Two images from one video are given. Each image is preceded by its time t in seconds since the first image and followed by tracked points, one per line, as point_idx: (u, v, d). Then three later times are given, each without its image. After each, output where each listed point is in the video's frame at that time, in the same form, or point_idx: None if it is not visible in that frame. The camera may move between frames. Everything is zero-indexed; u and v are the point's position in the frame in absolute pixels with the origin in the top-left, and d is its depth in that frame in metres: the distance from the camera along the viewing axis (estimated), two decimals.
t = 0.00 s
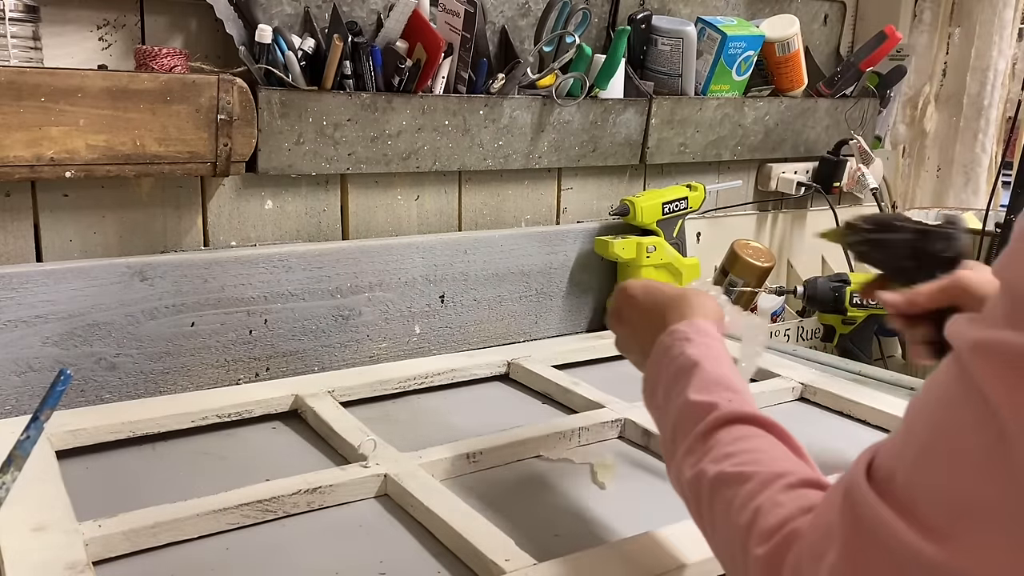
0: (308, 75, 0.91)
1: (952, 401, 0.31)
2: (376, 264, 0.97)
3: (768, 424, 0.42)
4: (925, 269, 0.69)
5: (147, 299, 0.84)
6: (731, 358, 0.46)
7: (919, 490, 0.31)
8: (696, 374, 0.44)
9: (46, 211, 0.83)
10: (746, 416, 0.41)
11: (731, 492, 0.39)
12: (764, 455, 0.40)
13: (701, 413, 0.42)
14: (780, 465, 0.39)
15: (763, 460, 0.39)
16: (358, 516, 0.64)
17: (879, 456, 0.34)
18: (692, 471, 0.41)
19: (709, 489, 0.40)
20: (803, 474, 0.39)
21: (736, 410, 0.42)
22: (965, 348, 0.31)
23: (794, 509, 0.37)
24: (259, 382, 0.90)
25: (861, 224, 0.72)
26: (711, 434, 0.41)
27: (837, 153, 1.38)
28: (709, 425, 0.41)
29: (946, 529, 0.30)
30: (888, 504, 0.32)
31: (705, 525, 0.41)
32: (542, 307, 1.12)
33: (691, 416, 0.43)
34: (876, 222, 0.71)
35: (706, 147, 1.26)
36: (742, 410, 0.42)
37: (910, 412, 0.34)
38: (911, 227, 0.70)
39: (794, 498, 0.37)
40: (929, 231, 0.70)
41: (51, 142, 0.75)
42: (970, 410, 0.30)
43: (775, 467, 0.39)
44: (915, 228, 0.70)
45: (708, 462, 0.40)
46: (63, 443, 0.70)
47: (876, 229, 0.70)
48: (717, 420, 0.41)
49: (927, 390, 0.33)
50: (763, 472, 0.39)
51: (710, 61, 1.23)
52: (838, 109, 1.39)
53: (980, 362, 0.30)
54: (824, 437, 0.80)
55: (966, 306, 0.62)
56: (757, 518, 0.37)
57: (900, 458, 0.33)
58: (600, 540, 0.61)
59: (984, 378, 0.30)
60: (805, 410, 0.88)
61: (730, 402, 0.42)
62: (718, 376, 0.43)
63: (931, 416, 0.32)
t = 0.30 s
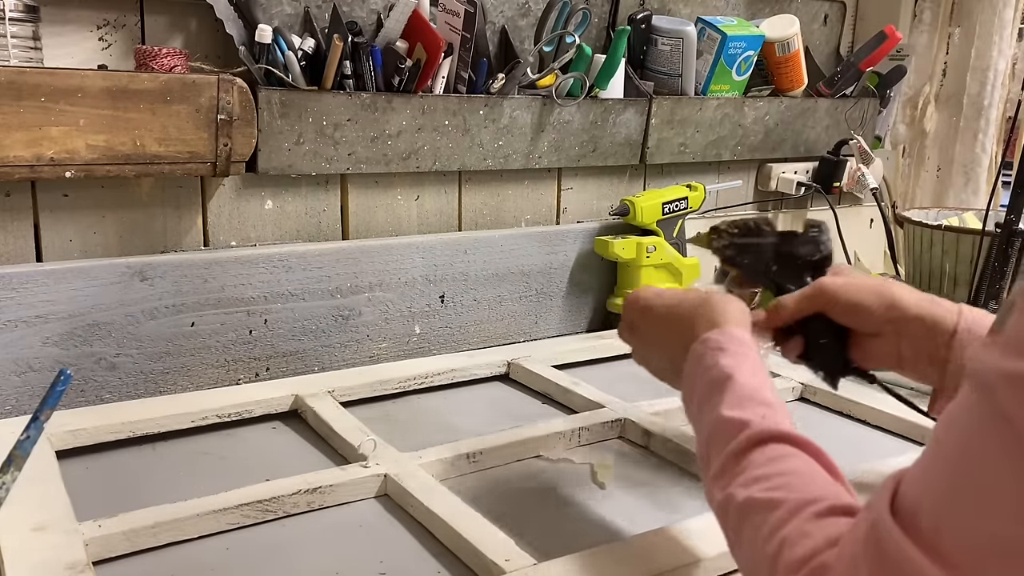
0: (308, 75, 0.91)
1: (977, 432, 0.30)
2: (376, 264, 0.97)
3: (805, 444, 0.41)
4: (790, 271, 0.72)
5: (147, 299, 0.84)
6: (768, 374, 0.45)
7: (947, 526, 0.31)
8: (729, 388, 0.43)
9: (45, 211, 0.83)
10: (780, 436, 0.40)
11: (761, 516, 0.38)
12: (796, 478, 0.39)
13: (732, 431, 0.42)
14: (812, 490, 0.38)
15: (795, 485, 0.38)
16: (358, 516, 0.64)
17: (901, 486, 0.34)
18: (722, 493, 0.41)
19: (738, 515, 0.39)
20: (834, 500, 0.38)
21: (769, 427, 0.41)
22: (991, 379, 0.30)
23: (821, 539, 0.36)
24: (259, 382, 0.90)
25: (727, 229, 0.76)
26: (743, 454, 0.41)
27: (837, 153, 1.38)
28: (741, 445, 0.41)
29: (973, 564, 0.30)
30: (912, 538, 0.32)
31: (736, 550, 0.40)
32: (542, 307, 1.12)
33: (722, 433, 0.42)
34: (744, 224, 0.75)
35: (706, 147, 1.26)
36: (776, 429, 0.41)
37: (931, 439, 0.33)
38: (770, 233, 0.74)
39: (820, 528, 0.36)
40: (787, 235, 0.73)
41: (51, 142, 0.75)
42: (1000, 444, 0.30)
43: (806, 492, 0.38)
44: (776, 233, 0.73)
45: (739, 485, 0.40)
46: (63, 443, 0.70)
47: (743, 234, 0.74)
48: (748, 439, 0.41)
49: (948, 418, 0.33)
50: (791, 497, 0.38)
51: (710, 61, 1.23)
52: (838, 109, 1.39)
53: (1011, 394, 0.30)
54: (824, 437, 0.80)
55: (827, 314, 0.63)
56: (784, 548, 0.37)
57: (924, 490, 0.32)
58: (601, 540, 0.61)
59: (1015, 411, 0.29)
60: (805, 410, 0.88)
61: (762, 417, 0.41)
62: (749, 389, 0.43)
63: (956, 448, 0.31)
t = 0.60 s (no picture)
0: (308, 75, 0.91)
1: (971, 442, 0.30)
2: (376, 264, 0.97)
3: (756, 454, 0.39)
4: (734, 311, 0.63)
5: (147, 299, 0.84)
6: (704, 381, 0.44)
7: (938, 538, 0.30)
8: (674, 401, 0.41)
9: (46, 211, 0.83)
10: (729, 448, 0.39)
11: (725, 538, 0.36)
12: (757, 492, 0.37)
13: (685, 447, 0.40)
14: (774, 505, 0.37)
15: (755, 500, 0.37)
16: (358, 516, 0.64)
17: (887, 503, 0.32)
18: (677, 514, 0.39)
19: (697, 536, 0.37)
20: (799, 515, 0.36)
21: (719, 441, 0.39)
22: (987, 389, 0.30)
23: (793, 558, 0.34)
24: (259, 382, 0.90)
25: (667, 270, 0.63)
26: (694, 471, 0.39)
27: (837, 153, 1.38)
28: (691, 462, 0.39)
29: None
30: (900, 554, 0.31)
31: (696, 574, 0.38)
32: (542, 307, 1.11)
33: (675, 449, 0.40)
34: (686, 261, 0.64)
35: (706, 147, 1.26)
36: (724, 442, 0.39)
37: (919, 451, 0.33)
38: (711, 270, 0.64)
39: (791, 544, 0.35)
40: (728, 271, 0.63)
41: (51, 142, 0.75)
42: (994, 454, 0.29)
43: (767, 507, 0.36)
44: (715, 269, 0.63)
45: (694, 505, 0.38)
46: (63, 443, 0.70)
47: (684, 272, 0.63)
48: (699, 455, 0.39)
49: (937, 430, 0.32)
50: (756, 514, 0.36)
51: (710, 61, 1.23)
52: (838, 109, 1.39)
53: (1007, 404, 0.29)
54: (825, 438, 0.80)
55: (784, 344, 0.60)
56: (754, 570, 0.35)
57: (914, 503, 0.31)
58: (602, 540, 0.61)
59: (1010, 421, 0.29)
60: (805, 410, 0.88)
61: (711, 431, 0.40)
62: (693, 403, 0.41)
63: (951, 458, 0.30)
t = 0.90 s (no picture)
0: (308, 75, 0.91)
1: (949, 450, 0.30)
2: (376, 264, 0.97)
3: (826, 448, 0.38)
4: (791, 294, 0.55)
5: (146, 299, 0.84)
6: (804, 363, 0.41)
7: (918, 544, 0.30)
8: (754, 380, 0.40)
9: (45, 211, 0.83)
10: (799, 438, 0.38)
11: (767, 526, 0.36)
12: (810, 488, 0.36)
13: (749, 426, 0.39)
14: (822, 503, 0.35)
15: (806, 494, 0.36)
16: (358, 516, 0.64)
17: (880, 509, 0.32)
18: (732, 497, 0.39)
19: (746, 519, 0.38)
20: (843, 514, 0.35)
21: (790, 430, 0.38)
22: (962, 397, 0.30)
23: (818, 560, 0.34)
24: (259, 382, 0.90)
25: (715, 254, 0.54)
26: (756, 456, 0.38)
27: (837, 152, 1.34)
28: (756, 443, 0.38)
29: None
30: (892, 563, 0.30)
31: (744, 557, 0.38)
32: (542, 307, 1.11)
33: (741, 427, 0.40)
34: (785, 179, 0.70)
35: (706, 147, 1.26)
36: (796, 432, 0.38)
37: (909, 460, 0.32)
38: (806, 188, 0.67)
39: (820, 545, 0.34)
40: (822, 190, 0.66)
41: (51, 142, 0.75)
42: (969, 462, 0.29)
43: (815, 504, 0.35)
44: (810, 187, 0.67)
45: (747, 491, 0.38)
46: (63, 443, 0.70)
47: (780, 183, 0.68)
48: (765, 441, 0.38)
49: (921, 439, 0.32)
50: (800, 512, 0.35)
51: (710, 61, 1.23)
52: (838, 109, 1.39)
53: (982, 412, 0.29)
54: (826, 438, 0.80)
55: (852, 273, 0.58)
56: (781, 566, 0.35)
57: (899, 510, 0.31)
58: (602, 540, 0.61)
59: (984, 429, 0.28)
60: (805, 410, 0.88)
61: (785, 416, 0.38)
62: (774, 385, 0.39)
63: (930, 465, 0.30)
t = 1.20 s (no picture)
0: (308, 75, 0.91)
1: (940, 419, 0.30)
2: (376, 264, 0.97)
3: (824, 413, 0.41)
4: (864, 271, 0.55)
5: (146, 299, 0.84)
6: (814, 339, 0.45)
7: (903, 506, 0.31)
8: (763, 352, 0.44)
9: (46, 210, 0.83)
10: (799, 402, 0.41)
11: (764, 483, 0.39)
12: (805, 449, 0.39)
13: (757, 393, 0.43)
14: (817, 464, 0.38)
15: (802, 455, 0.39)
16: (358, 516, 0.64)
17: (872, 472, 0.34)
18: (736, 456, 0.42)
19: (747, 477, 0.41)
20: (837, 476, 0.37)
21: (791, 396, 0.41)
22: (958, 368, 0.30)
23: (808, 517, 0.36)
24: (259, 382, 0.90)
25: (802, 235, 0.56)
26: (758, 419, 0.42)
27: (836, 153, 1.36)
28: (759, 409, 0.42)
29: (925, 545, 0.30)
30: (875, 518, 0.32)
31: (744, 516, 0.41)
32: (542, 307, 1.12)
33: (749, 395, 0.43)
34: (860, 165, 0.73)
35: (706, 147, 1.26)
36: (797, 396, 0.41)
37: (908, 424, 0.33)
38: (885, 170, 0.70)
39: (812, 504, 0.37)
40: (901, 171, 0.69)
41: (51, 142, 0.75)
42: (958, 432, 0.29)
43: (810, 464, 0.38)
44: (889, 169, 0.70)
45: (748, 452, 0.41)
46: (63, 443, 0.70)
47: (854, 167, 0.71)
48: (766, 404, 0.42)
49: (918, 409, 0.32)
50: (795, 469, 0.38)
51: (710, 61, 1.23)
52: (838, 109, 1.39)
53: (973, 381, 0.29)
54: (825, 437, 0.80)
55: (925, 246, 0.56)
56: (774, 520, 0.38)
57: (890, 474, 0.32)
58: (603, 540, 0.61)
59: (976, 401, 0.29)
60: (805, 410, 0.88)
61: (789, 384, 0.42)
62: (783, 355, 0.43)
63: (921, 433, 0.31)
